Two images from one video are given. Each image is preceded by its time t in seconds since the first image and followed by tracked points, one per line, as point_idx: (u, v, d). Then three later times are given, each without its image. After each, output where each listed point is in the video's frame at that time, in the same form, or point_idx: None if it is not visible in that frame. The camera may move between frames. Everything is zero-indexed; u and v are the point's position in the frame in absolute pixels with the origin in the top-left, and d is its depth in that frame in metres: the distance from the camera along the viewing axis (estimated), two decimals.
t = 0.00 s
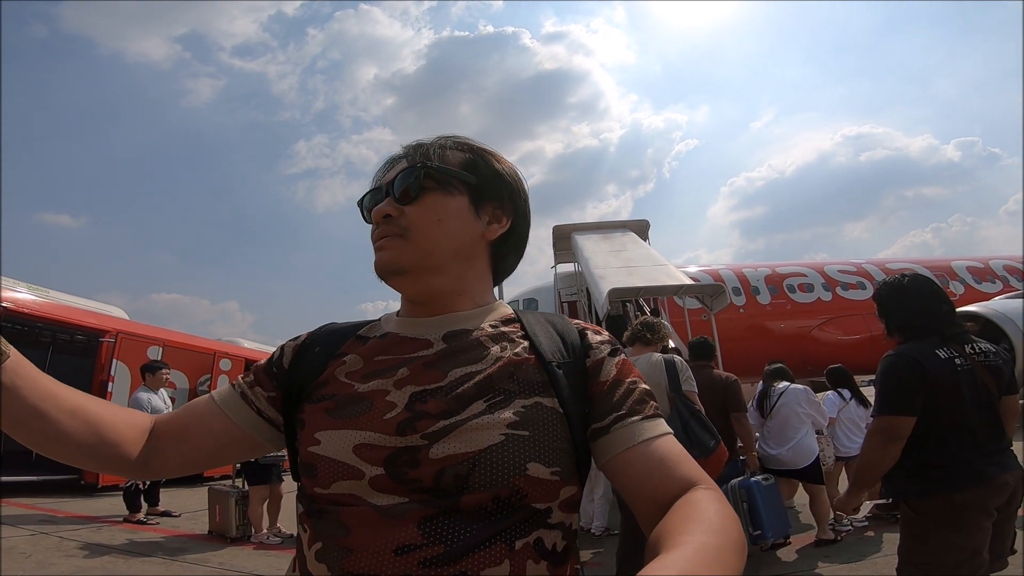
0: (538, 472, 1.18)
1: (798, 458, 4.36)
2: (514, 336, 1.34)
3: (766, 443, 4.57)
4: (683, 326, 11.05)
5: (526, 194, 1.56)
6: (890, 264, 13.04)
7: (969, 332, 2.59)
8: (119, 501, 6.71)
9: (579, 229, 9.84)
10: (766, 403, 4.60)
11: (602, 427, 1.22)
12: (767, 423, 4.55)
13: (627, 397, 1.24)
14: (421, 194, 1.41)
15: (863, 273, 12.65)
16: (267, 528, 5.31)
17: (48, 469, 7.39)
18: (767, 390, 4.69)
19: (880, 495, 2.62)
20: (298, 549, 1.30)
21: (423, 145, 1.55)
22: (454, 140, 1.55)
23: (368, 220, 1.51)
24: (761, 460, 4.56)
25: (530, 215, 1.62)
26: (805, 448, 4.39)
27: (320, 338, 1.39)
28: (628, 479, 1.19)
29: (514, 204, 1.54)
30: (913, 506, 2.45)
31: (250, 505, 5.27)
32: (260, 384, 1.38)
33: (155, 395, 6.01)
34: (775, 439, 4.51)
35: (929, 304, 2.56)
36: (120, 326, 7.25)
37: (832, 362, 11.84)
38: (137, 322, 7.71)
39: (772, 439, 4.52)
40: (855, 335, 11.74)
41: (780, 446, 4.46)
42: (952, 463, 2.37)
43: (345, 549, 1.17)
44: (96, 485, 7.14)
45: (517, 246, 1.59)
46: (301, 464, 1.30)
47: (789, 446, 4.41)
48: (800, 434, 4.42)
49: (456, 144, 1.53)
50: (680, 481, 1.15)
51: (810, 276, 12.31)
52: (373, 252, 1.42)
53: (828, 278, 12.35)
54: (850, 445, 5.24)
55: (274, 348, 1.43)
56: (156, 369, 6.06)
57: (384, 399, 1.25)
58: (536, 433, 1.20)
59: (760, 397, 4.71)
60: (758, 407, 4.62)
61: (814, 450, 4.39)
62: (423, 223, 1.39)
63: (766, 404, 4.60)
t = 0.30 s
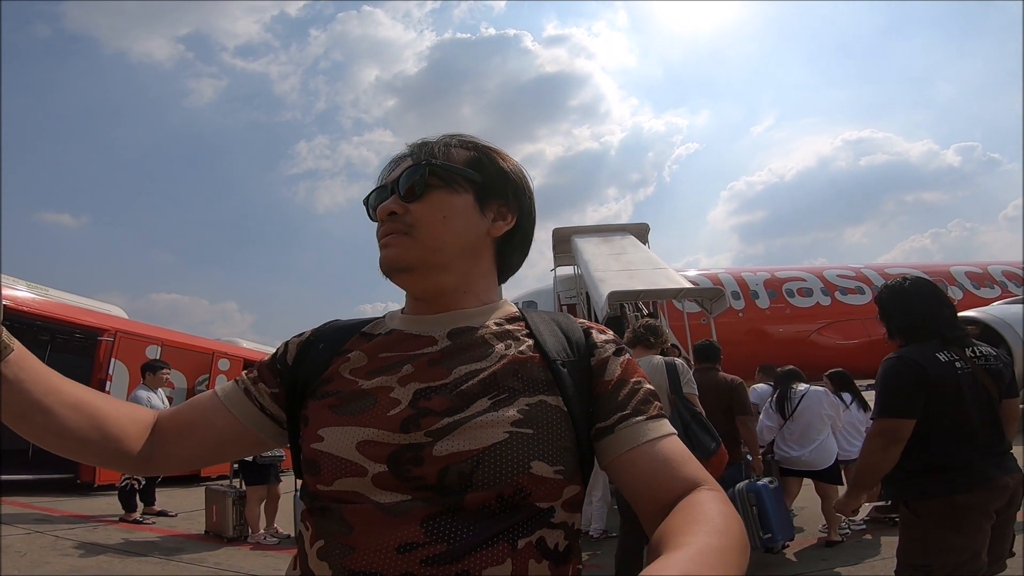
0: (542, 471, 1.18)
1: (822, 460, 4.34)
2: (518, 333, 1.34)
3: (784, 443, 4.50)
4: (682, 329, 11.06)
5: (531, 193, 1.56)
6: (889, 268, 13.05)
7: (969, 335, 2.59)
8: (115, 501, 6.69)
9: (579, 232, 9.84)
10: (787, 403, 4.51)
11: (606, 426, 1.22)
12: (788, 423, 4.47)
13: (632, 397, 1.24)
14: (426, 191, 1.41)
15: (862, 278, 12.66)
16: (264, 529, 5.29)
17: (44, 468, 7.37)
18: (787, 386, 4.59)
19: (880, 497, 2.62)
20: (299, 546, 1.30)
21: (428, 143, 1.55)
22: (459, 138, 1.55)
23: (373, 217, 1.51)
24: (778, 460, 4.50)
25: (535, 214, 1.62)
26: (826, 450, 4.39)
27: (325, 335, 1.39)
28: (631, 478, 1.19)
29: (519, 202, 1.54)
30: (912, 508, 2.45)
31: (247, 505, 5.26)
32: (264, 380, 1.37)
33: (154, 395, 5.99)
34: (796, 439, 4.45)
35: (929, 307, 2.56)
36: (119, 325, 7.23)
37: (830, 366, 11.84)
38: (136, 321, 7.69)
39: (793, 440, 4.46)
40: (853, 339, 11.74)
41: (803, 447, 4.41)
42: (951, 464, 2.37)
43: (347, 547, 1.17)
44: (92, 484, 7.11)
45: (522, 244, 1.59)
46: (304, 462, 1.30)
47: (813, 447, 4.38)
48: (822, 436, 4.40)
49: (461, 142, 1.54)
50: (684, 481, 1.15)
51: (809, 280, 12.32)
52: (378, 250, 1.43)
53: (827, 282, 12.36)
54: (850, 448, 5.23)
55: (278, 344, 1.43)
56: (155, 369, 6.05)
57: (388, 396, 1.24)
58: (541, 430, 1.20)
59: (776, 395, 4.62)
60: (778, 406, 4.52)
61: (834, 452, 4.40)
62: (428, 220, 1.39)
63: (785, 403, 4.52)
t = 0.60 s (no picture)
0: (542, 470, 1.18)
1: (841, 464, 4.29)
2: (519, 332, 1.34)
3: (802, 445, 4.44)
4: (680, 334, 11.06)
5: (532, 191, 1.57)
6: (887, 275, 13.06)
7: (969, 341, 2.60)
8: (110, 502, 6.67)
9: (578, 237, 9.86)
10: (805, 405, 4.45)
11: (606, 426, 1.22)
12: (807, 425, 4.41)
13: (632, 396, 1.24)
14: (427, 188, 1.42)
15: (860, 285, 12.66)
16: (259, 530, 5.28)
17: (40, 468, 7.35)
18: (806, 388, 4.51)
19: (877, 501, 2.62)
20: (298, 545, 1.29)
21: (429, 142, 1.56)
22: (460, 137, 1.56)
23: (374, 215, 1.52)
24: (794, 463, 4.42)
25: (536, 213, 1.62)
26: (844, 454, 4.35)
27: (325, 332, 1.39)
28: (631, 478, 1.19)
29: (519, 201, 1.55)
30: (910, 512, 2.45)
31: (243, 506, 5.25)
32: (263, 377, 1.37)
33: (149, 395, 5.97)
34: (814, 442, 4.40)
35: (929, 312, 2.56)
36: (116, 326, 7.23)
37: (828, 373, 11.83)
38: (133, 322, 7.69)
39: (812, 444, 4.40)
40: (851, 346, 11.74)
41: (822, 449, 4.35)
42: (949, 468, 2.37)
43: (347, 545, 1.17)
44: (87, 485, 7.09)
45: (523, 243, 1.59)
46: (304, 460, 1.30)
47: (832, 450, 4.33)
48: (840, 440, 4.36)
49: (462, 141, 1.54)
50: (684, 481, 1.15)
51: (807, 287, 12.33)
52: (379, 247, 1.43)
53: (825, 289, 12.37)
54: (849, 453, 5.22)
55: (278, 342, 1.43)
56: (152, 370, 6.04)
57: (388, 394, 1.25)
58: (540, 429, 1.20)
59: (793, 396, 4.56)
60: (796, 408, 4.47)
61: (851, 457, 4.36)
62: (429, 218, 1.40)
63: (804, 405, 4.45)
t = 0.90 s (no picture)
0: (537, 474, 1.18)
1: (841, 467, 4.28)
2: (516, 336, 1.34)
3: (801, 449, 4.42)
4: (678, 339, 11.06)
5: (530, 195, 1.57)
6: (885, 282, 13.08)
7: (968, 348, 2.60)
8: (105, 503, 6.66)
9: (577, 241, 9.87)
10: (807, 408, 4.44)
11: (602, 430, 1.22)
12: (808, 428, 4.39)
13: (628, 401, 1.24)
14: (426, 191, 1.42)
15: (859, 291, 12.67)
16: (255, 532, 5.27)
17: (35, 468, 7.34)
18: (808, 392, 4.50)
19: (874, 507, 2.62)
20: (292, 547, 1.29)
21: (426, 145, 1.55)
22: (459, 140, 1.56)
23: (372, 218, 1.52)
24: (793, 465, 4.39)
25: (534, 217, 1.62)
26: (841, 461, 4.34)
27: (321, 334, 1.39)
28: (627, 482, 1.19)
29: (517, 205, 1.55)
30: (906, 518, 2.44)
31: (239, 507, 5.25)
32: (259, 379, 1.37)
33: (145, 395, 5.96)
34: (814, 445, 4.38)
35: (929, 319, 2.56)
36: (115, 326, 7.23)
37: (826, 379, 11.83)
38: (132, 322, 7.70)
39: (810, 449, 4.39)
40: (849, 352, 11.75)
41: (822, 453, 4.34)
42: (946, 474, 2.37)
43: (341, 548, 1.17)
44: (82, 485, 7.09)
45: (520, 246, 1.59)
46: (299, 463, 1.29)
47: (832, 454, 4.32)
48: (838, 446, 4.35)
49: (460, 144, 1.54)
50: (680, 485, 1.15)
51: (806, 293, 12.33)
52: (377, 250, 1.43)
53: (824, 295, 12.37)
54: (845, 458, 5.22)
55: (274, 343, 1.43)
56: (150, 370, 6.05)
57: (384, 397, 1.25)
58: (536, 433, 1.20)
59: (793, 400, 4.54)
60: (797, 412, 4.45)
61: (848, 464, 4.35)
62: (428, 220, 1.40)
63: (805, 409, 4.44)
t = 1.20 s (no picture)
0: (538, 474, 1.18)
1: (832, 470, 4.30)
2: (518, 336, 1.34)
3: (794, 452, 4.41)
4: (678, 344, 11.05)
5: (533, 195, 1.57)
6: (885, 288, 13.08)
7: (967, 352, 2.60)
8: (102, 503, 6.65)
9: (577, 245, 9.87)
10: (799, 412, 4.40)
11: (603, 431, 1.22)
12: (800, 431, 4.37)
13: (630, 402, 1.24)
14: (429, 192, 1.43)
15: (858, 297, 12.67)
16: (252, 533, 5.25)
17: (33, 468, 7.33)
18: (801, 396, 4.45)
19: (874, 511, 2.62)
20: (291, 546, 1.29)
21: (429, 146, 1.56)
22: (461, 141, 1.56)
23: (374, 218, 1.52)
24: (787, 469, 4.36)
25: (536, 218, 1.62)
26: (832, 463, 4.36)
27: (323, 333, 1.39)
28: (628, 483, 1.19)
29: (520, 205, 1.55)
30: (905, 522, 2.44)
31: (236, 508, 5.25)
32: (261, 378, 1.37)
33: (145, 394, 5.95)
34: (805, 448, 4.39)
35: (929, 324, 2.56)
36: (114, 326, 7.22)
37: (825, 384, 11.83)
38: (132, 322, 7.70)
39: (803, 452, 4.38)
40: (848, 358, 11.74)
41: (813, 455, 4.35)
42: (945, 478, 2.36)
43: (342, 547, 1.17)
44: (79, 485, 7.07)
45: (523, 246, 1.60)
46: (300, 461, 1.29)
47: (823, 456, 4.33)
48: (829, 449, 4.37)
49: (463, 145, 1.55)
50: (681, 487, 1.15)
51: (805, 298, 12.33)
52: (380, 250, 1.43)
53: (823, 300, 12.37)
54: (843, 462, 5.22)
55: (276, 342, 1.43)
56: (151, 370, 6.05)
57: (387, 396, 1.25)
58: (538, 432, 1.20)
59: (786, 404, 4.49)
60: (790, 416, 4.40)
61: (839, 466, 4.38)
62: (431, 221, 1.41)
63: (798, 413, 4.40)
